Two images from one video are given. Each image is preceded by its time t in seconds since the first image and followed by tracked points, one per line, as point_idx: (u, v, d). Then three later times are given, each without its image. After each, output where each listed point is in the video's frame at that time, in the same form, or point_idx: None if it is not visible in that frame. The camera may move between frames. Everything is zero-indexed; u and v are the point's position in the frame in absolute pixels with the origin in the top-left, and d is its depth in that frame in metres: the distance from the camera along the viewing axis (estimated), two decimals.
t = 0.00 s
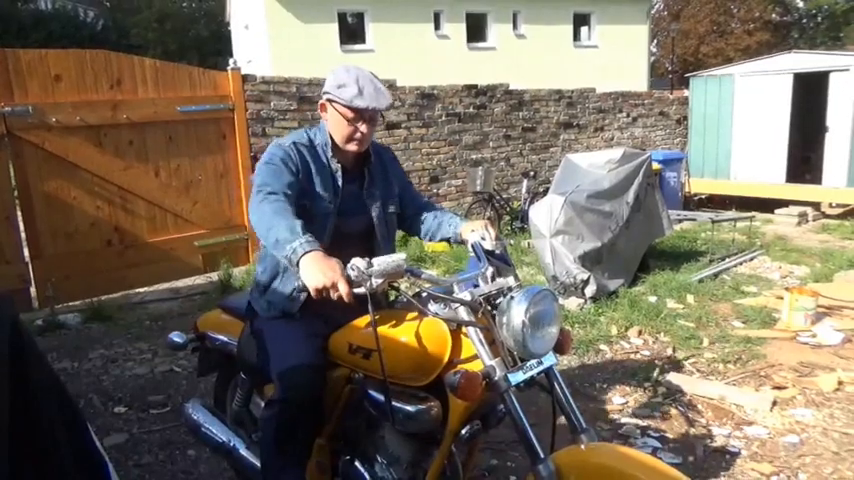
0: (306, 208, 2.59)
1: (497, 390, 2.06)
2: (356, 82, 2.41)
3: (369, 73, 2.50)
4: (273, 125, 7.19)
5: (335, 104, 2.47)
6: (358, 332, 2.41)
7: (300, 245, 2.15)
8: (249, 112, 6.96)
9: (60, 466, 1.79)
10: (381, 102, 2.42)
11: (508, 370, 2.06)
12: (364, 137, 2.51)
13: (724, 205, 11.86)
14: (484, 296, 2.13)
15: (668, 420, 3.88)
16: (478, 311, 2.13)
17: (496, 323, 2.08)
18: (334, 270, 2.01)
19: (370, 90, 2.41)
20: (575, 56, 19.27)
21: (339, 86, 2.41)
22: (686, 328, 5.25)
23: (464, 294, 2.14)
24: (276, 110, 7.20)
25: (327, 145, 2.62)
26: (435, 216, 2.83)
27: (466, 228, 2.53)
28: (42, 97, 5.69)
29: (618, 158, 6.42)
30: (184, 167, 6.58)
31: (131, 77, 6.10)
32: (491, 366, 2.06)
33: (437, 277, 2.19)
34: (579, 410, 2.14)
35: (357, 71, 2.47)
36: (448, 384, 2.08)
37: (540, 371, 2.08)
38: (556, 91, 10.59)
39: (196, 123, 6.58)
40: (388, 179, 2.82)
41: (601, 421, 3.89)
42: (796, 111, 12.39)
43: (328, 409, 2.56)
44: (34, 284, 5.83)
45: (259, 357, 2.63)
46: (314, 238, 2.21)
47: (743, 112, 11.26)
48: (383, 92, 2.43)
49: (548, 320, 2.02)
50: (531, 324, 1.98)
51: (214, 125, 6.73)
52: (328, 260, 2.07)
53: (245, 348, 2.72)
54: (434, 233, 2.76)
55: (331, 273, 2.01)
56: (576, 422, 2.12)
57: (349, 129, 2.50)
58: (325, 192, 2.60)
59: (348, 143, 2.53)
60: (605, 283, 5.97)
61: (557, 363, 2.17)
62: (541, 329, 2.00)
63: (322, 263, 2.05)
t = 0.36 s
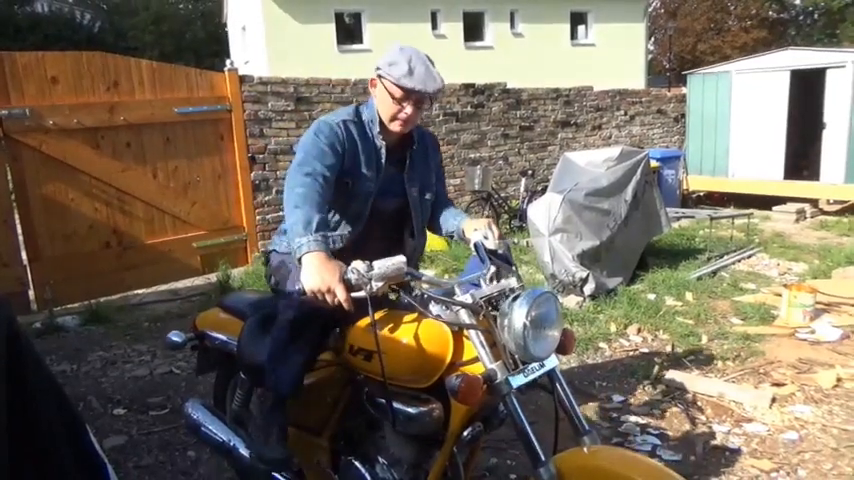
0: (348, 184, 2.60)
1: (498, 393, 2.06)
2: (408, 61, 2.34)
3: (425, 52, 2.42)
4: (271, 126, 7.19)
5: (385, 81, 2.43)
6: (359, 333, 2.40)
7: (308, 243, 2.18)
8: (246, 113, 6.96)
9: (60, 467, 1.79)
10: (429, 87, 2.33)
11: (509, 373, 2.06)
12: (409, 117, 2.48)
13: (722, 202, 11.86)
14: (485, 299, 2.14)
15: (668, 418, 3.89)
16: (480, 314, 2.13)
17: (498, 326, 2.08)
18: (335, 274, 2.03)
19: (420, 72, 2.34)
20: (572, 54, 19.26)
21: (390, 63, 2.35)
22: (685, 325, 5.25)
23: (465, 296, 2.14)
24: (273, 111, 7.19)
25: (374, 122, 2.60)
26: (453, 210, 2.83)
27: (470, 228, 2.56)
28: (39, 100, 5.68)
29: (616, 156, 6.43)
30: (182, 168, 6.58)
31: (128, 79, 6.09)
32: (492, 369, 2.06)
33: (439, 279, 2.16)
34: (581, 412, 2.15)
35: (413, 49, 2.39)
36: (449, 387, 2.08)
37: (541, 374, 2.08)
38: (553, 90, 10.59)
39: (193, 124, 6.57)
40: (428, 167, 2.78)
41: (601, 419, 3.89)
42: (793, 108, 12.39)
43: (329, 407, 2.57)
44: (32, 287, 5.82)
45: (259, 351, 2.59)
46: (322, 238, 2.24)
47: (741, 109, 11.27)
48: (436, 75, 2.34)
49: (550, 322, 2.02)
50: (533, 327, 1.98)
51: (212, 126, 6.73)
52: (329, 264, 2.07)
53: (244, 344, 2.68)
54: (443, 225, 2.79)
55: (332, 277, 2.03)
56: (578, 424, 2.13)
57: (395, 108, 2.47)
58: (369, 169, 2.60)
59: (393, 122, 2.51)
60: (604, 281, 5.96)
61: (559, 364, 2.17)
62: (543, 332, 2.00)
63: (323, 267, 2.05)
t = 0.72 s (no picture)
0: (364, 173, 2.59)
1: (497, 393, 2.06)
2: (423, 45, 2.37)
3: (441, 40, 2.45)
4: (269, 126, 7.17)
5: (400, 68, 2.45)
6: (358, 332, 2.40)
7: (310, 241, 2.17)
8: (244, 112, 6.95)
9: (60, 467, 1.79)
10: (445, 71, 2.36)
11: (508, 372, 2.06)
12: (425, 104, 2.48)
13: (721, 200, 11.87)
14: (484, 298, 2.14)
15: (667, 416, 3.89)
16: (478, 313, 2.12)
17: (496, 325, 2.08)
18: (335, 274, 2.03)
19: (436, 56, 2.35)
20: (570, 53, 19.27)
21: (405, 49, 2.39)
22: (684, 324, 5.26)
23: (463, 296, 2.14)
24: (271, 111, 7.18)
25: (392, 110, 2.60)
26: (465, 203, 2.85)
27: (474, 225, 2.59)
28: (36, 100, 5.67)
29: (615, 154, 6.43)
30: (180, 168, 6.57)
31: (126, 79, 6.08)
32: (491, 368, 2.06)
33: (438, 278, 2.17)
34: (581, 410, 2.14)
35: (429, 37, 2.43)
36: (447, 387, 2.07)
37: (540, 372, 2.08)
38: (552, 89, 10.60)
39: (191, 124, 6.56)
40: (446, 160, 2.78)
41: (600, 417, 3.89)
42: (792, 106, 12.41)
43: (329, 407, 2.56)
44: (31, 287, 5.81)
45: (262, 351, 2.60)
46: (324, 237, 2.22)
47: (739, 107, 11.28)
48: (450, 61, 2.36)
49: (548, 321, 2.02)
50: (531, 325, 1.98)
51: (210, 125, 6.72)
52: (329, 264, 2.07)
53: (244, 344, 2.68)
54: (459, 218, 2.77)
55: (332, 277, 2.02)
56: (578, 422, 2.13)
57: (411, 94, 2.48)
58: (386, 158, 2.59)
59: (409, 109, 2.51)
60: (603, 280, 5.97)
61: (559, 363, 2.17)
62: (541, 330, 2.00)
63: (324, 267, 2.05)
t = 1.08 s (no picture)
0: (349, 141, 2.49)
1: (500, 392, 2.06)
2: (408, 7, 2.24)
3: None
4: (269, 124, 7.17)
5: (385, 30, 2.35)
6: (360, 332, 2.40)
7: (309, 247, 2.20)
8: (244, 110, 6.94)
9: (61, 466, 1.79)
10: (432, 34, 2.24)
11: (510, 371, 2.06)
12: (412, 67, 2.40)
13: (721, 200, 11.88)
14: (486, 297, 2.14)
15: (667, 416, 3.89)
16: (481, 312, 2.12)
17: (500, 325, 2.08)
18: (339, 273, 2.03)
19: (422, 18, 2.24)
20: (570, 52, 19.26)
21: (390, 9, 2.27)
22: (683, 323, 5.26)
23: (466, 295, 2.14)
24: (271, 109, 7.17)
25: (373, 69, 2.48)
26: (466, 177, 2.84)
27: (473, 226, 2.55)
28: (36, 98, 5.67)
29: (615, 153, 6.44)
30: (179, 167, 6.57)
31: (126, 77, 6.08)
32: (494, 368, 2.06)
33: (440, 278, 2.15)
34: (582, 410, 2.14)
35: None
36: (451, 386, 2.08)
37: (542, 371, 2.08)
38: (551, 88, 10.60)
39: (190, 122, 6.56)
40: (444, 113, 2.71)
41: (600, 417, 3.89)
42: (791, 106, 12.42)
43: (329, 407, 2.56)
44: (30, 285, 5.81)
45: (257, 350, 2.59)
46: (325, 239, 2.24)
47: (739, 107, 11.28)
48: (438, 22, 2.24)
49: (551, 320, 2.02)
50: (534, 324, 1.98)
51: (210, 124, 6.72)
52: (332, 264, 2.07)
53: (243, 342, 2.68)
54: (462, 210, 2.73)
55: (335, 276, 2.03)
56: (579, 422, 2.12)
57: (396, 57, 2.39)
58: (369, 122, 2.48)
59: (395, 72, 2.43)
60: (602, 279, 5.97)
61: (560, 362, 2.17)
62: (544, 330, 2.00)
63: (328, 268, 2.05)
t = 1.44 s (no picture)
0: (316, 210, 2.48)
1: (504, 392, 2.03)
2: (384, 84, 2.17)
3: (403, 67, 2.24)
4: (269, 123, 7.18)
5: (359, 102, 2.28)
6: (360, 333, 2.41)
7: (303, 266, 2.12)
8: (244, 109, 6.94)
9: (60, 467, 1.79)
10: (409, 111, 2.19)
11: (514, 371, 2.04)
12: (389, 137, 2.34)
13: (720, 200, 11.88)
14: (489, 297, 2.14)
15: (666, 416, 3.89)
16: (484, 312, 2.13)
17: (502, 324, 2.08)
18: (340, 261, 2.02)
19: (399, 95, 2.18)
20: (570, 52, 19.25)
21: (365, 86, 2.20)
22: (683, 323, 5.26)
23: (469, 294, 2.14)
24: (271, 108, 7.18)
25: (344, 137, 2.45)
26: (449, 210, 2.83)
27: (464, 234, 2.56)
28: (36, 96, 5.65)
29: (615, 154, 6.44)
30: (179, 165, 6.57)
31: (126, 75, 6.08)
32: (497, 367, 2.05)
33: (443, 277, 2.18)
34: (578, 414, 2.15)
35: (390, 65, 2.21)
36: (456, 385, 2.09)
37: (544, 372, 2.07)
38: (552, 88, 10.59)
39: (190, 121, 6.56)
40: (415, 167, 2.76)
41: (599, 417, 3.89)
42: (791, 107, 12.42)
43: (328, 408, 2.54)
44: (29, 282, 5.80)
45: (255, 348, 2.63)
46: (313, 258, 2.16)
47: (739, 108, 11.28)
48: (415, 98, 2.19)
49: (553, 320, 2.02)
50: (539, 324, 1.98)
51: (210, 122, 6.72)
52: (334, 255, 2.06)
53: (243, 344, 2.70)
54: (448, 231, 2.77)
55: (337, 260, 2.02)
56: (576, 425, 2.13)
57: (372, 129, 2.33)
58: (337, 192, 2.47)
59: (371, 141, 2.38)
60: (602, 279, 5.97)
61: (557, 366, 2.16)
62: (548, 330, 2.00)
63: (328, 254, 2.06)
